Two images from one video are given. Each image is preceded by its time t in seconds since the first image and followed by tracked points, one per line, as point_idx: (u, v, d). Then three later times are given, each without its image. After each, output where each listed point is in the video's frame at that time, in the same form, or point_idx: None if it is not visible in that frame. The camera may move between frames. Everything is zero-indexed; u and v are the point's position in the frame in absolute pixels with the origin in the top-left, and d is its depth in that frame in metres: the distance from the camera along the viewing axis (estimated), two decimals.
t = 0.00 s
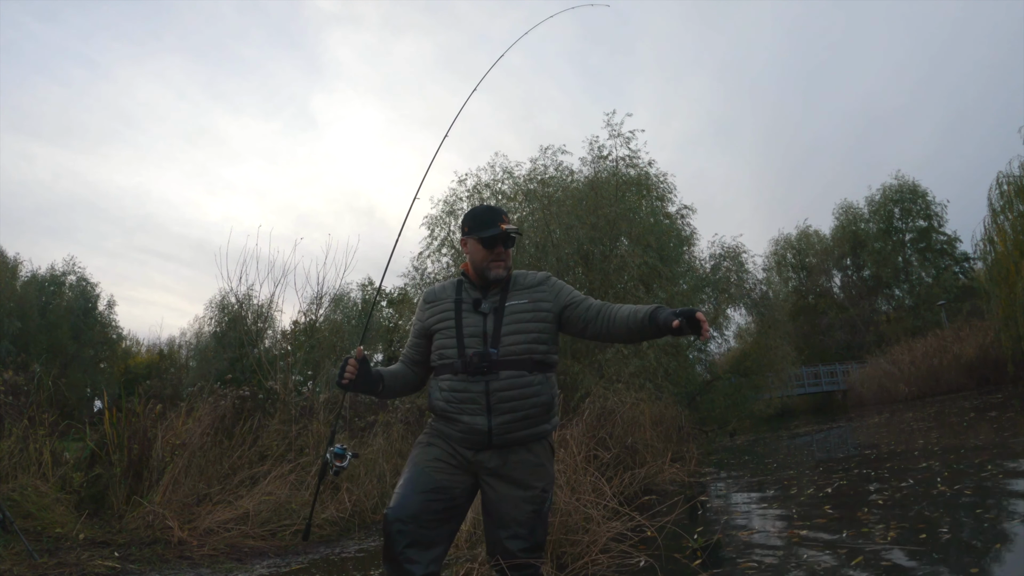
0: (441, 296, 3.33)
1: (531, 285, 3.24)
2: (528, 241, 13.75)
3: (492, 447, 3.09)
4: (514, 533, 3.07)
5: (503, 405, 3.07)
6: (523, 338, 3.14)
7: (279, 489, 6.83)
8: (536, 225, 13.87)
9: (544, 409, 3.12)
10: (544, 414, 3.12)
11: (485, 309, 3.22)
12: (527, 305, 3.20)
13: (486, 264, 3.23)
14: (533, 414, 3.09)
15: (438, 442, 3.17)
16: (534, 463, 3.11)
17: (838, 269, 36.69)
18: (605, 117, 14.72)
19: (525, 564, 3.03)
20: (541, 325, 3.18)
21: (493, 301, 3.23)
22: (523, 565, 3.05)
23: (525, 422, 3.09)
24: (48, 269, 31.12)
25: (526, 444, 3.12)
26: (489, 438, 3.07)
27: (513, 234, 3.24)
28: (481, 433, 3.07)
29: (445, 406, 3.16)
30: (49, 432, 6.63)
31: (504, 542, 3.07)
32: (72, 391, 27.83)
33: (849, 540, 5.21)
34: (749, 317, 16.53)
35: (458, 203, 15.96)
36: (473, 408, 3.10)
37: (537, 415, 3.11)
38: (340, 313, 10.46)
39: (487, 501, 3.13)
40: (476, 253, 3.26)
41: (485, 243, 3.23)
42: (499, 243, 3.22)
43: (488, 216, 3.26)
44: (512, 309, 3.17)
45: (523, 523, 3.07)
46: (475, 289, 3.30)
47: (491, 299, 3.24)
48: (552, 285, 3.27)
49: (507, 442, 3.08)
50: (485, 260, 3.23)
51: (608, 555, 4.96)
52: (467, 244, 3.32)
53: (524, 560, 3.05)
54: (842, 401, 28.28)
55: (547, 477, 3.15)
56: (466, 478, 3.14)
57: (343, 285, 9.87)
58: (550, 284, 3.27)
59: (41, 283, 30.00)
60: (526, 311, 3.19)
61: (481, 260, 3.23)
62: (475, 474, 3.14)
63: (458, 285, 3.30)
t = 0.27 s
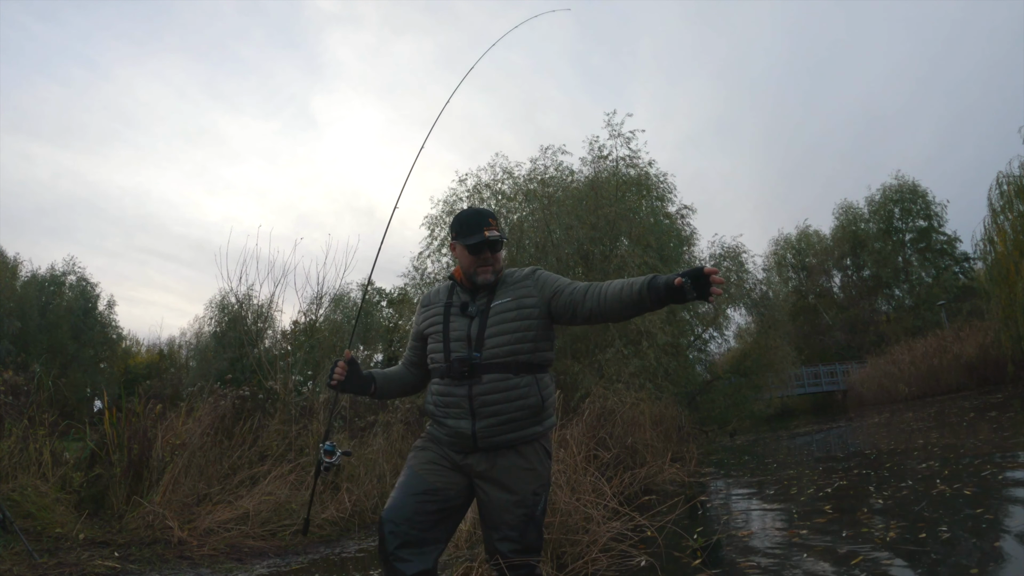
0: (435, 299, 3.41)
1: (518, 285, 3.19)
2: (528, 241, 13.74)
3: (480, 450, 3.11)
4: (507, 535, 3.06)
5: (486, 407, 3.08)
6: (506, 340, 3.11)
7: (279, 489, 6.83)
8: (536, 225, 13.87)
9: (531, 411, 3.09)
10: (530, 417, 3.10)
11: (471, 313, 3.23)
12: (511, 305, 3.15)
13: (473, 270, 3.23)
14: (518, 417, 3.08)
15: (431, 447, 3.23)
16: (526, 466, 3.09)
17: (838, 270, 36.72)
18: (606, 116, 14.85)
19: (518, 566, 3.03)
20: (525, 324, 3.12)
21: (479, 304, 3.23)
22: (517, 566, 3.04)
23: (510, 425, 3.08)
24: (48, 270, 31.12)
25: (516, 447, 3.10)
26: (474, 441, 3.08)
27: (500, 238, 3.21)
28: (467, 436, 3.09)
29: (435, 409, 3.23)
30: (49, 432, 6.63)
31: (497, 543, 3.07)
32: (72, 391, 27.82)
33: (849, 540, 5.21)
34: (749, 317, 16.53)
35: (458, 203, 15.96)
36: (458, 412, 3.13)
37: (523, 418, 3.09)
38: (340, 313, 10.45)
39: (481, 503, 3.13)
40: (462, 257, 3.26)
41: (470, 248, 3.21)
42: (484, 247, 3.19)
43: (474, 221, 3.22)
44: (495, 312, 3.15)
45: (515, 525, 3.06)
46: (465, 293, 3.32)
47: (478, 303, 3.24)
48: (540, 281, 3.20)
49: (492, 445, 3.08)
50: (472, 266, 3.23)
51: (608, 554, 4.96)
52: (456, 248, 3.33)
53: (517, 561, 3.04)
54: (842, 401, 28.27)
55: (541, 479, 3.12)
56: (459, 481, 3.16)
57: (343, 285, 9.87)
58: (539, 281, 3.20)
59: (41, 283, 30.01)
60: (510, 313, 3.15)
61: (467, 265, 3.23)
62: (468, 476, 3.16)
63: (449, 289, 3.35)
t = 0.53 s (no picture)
0: (430, 300, 3.43)
1: (507, 283, 3.16)
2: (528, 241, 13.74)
3: (473, 450, 3.11)
4: (501, 536, 3.06)
5: (477, 406, 3.08)
6: (494, 338, 3.09)
7: (280, 489, 6.83)
8: (536, 225, 13.87)
9: (524, 411, 3.07)
10: (522, 417, 3.08)
11: (462, 313, 3.23)
12: (499, 302, 3.13)
13: (464, 271, 3.24)
14: (509, 416, 3.06)
15: (427, 447, 3.25)
16: (520, 467, 3.08)
17: (838, 270, 36.71)
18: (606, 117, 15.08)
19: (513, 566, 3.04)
20: (514, 321, 3.09)
21: (470, 304, 3.22)
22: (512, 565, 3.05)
23: (502, 425, 3.06)
24: (48, 270, 31.11)
25: (509, 448, 3.10)
26: (467, 441, 3.09)
27: (489, 238, 3.20)
28: (459, 437, 3.10)
29: (430, 410, 3.25)
30: (49, 432, 6.63)
31: (491, 544, 3.07)
32: (72, 391, 27.81)
33: (848, 539, 5.22)
34: (749, 317, 16.53)
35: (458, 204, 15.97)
36: (451, 413, 3.14)
37: (516, 418, 3.07)
38: (340, 313, 10.45)
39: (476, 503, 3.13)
40: (453, 258, 3.26)
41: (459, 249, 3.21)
42: (473, 247, 3.18)
43: (461, 223, 3.21)
44: (484, 311, 3.13)
45: (509, 526, 3.06)
46: (458, 293, 3.32)
47: (469, 303, 3.23)
48: (529, 275, 3.16)
49: (485, 445, 3.08)
50: (463, 267, 3.23)
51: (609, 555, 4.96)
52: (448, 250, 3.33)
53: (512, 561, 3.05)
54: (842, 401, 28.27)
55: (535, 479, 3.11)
56: (454, 481, 3.16)
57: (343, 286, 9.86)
58: (530, 277, 3.15)
59: (41, 283, 30.03)
60: (498, 312, 3.12)
61: (457, 266, 3.23)
62: (463, 476, 3.16)
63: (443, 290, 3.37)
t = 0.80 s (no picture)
0: (428, 299, 3.43)
1: (504, 281, 3.15)
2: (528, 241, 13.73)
3: (472, 450, 3.12)
4: (501, 536, 3.06)
5: (475, 405, 3.08)
6: (492, 337, 3.09)
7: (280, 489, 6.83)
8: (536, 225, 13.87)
9: (523, 410, 3.07)
10: (521, 417, 3.08)
11: (460, 312, 3.23)
12: (497, 300, 3.13)
13: (461, 270, 3.23)
14: (508, 416, 3.06)
15: (426, 446, 3.25)
16: (520, 468, 3.09)
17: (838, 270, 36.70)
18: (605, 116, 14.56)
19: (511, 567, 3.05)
20: (511, 320, 3.09)
21: (468, 302, 3.23)
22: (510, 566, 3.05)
23: (500, 424, 3.07)
24: (48, 269, 31.11)
25: (509, 449, 3.10)
26: (465, 441, 3.10)
27: (484, 237, 3.19)
28: (457, 437, 3.10)
29: (428, 410, 3.26)
30: (49, 432, 6.63)
31: (490, 544, 3.08)
32: (72, 391, 27.79)
33: (848, 539, 5.22)
34: (749, 317, 16.53)
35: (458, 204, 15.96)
36: (448, 412, 3.14)
37: (515, 418, 3.07)
38: (340, 313, 10.45)
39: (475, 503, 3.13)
40: (450, 258, 3.26)
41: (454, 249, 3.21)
42: (468, 246, 3.18)
43: (456, 223, 3.20)
44: (481, 310, 3.13)
45: (508, 527, 3.06)
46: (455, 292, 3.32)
47: (467, 302, 3.23)
48: (526, 273, 3.15)
49: (483, 445, 3.08)
50: (459, 266, 3.23)
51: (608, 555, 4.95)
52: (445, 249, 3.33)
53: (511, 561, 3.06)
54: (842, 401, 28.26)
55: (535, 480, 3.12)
56: (453, 481, 3.15)
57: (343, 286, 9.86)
58: (527, 275, 3.15)
59: (41, 283, 30.04)
60: (495, 311, 3.12)
61: (454, 265, 3.23)
62: (463, 476, 3.16)
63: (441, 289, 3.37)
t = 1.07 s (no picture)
0: (430, 296, 3.44)
1: (506, 282, 3.15)
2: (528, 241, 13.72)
3: (471, 450, 3.12)
4: (499, 536, 3.06)
5: (474, 405, 3.08)
6: (492, 337, 3.09)
7: (280, 489, 6.83)
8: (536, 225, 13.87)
9: (522, 410, 3.08)
10: (520, 417, 3.08)
11: (461, 311, 3.23)
12: (498, 302, 3.12)
13: (466, 269, 3.25)
14: (508, 416, 3.06)
15: (425, 446, 3.24)
16: (520, 469, 3.09)
17: (838, 270, 36.71)
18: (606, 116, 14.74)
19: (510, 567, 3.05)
20: (511, 321, 3.09)
21: (470, 301, 3.23)
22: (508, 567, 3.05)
23: (500, 424, 3.07)
24: (48, 269, 31.07)
25: (509, 449, 3.10)
26: (464, 441, 3.09)
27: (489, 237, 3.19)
28: (456, 436, 3.10)
29: (427, 409, 3.25)
30: (49, 432, 6.62)
31: (488, 544, 3.07)
32: (72, 391, 27.77)
33: (848, 539, 5.22)
34: (749, 317, 16.53)
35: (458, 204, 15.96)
36: (447, 412, 3.14)
37: (514, 418, 3.07)
38: (340, 313, 10.44)
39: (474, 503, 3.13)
40: (454, 256, 3.27)
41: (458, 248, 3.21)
42: (473, 245, 3.18)
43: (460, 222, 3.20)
44: (483, 309, 3.13)
45: (507, 526, 3.06)
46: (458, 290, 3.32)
47: (469, 300, 3.24)
48: (528, 276, 3.15)
49: (482, 445, 3.08)
50: (463, 265, 3.24)
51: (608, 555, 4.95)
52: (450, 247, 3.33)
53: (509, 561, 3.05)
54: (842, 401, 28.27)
55: (532, 480, 3.11)
56: (452, 481, 3.15)
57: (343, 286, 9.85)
58: (528, 277, 3.14)
59: (41, 283, 30.02)
60: (497, 312, 3.12)
61: (458, 263, 3.24)
62: (462, 476, 3.15)
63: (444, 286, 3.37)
